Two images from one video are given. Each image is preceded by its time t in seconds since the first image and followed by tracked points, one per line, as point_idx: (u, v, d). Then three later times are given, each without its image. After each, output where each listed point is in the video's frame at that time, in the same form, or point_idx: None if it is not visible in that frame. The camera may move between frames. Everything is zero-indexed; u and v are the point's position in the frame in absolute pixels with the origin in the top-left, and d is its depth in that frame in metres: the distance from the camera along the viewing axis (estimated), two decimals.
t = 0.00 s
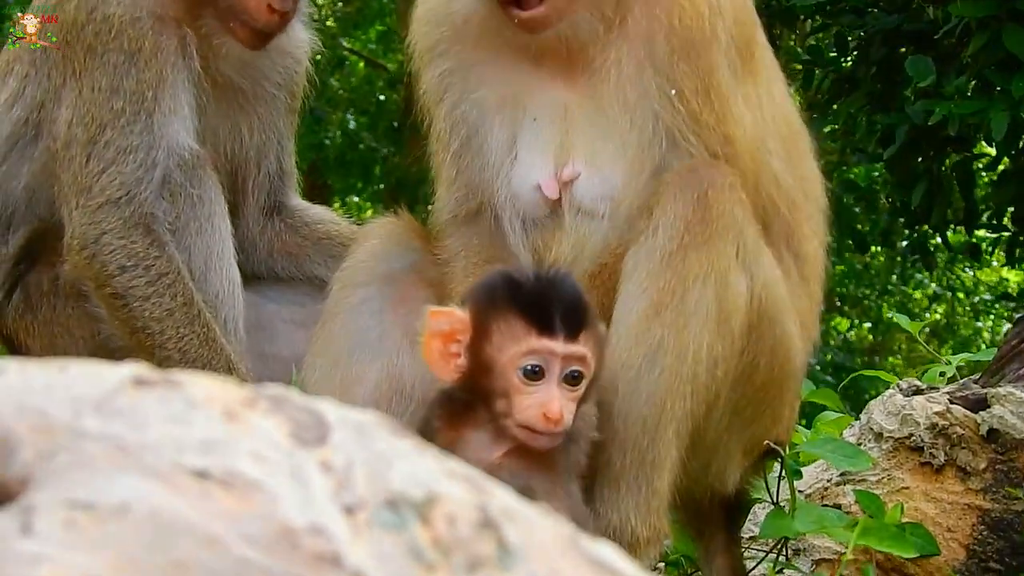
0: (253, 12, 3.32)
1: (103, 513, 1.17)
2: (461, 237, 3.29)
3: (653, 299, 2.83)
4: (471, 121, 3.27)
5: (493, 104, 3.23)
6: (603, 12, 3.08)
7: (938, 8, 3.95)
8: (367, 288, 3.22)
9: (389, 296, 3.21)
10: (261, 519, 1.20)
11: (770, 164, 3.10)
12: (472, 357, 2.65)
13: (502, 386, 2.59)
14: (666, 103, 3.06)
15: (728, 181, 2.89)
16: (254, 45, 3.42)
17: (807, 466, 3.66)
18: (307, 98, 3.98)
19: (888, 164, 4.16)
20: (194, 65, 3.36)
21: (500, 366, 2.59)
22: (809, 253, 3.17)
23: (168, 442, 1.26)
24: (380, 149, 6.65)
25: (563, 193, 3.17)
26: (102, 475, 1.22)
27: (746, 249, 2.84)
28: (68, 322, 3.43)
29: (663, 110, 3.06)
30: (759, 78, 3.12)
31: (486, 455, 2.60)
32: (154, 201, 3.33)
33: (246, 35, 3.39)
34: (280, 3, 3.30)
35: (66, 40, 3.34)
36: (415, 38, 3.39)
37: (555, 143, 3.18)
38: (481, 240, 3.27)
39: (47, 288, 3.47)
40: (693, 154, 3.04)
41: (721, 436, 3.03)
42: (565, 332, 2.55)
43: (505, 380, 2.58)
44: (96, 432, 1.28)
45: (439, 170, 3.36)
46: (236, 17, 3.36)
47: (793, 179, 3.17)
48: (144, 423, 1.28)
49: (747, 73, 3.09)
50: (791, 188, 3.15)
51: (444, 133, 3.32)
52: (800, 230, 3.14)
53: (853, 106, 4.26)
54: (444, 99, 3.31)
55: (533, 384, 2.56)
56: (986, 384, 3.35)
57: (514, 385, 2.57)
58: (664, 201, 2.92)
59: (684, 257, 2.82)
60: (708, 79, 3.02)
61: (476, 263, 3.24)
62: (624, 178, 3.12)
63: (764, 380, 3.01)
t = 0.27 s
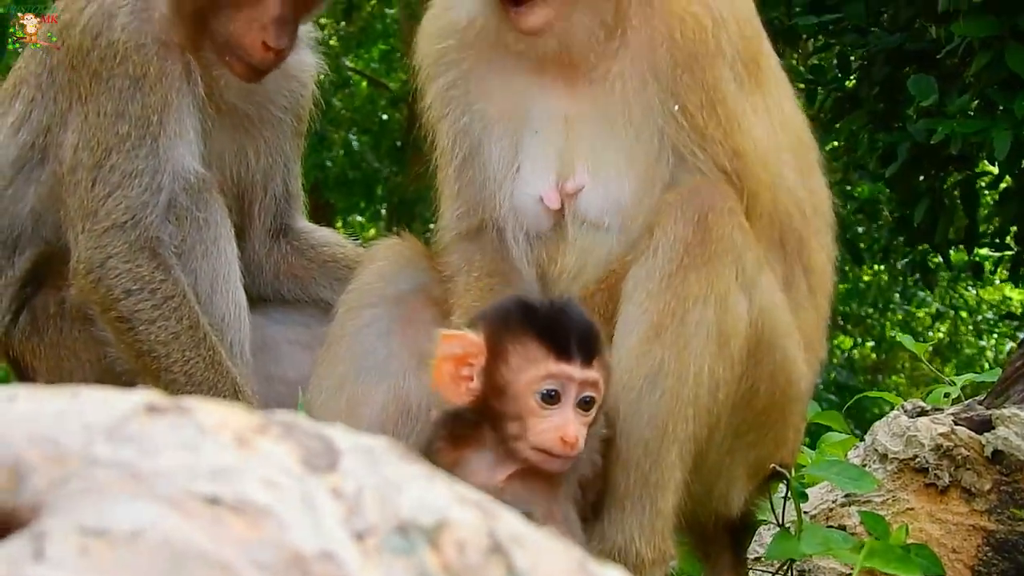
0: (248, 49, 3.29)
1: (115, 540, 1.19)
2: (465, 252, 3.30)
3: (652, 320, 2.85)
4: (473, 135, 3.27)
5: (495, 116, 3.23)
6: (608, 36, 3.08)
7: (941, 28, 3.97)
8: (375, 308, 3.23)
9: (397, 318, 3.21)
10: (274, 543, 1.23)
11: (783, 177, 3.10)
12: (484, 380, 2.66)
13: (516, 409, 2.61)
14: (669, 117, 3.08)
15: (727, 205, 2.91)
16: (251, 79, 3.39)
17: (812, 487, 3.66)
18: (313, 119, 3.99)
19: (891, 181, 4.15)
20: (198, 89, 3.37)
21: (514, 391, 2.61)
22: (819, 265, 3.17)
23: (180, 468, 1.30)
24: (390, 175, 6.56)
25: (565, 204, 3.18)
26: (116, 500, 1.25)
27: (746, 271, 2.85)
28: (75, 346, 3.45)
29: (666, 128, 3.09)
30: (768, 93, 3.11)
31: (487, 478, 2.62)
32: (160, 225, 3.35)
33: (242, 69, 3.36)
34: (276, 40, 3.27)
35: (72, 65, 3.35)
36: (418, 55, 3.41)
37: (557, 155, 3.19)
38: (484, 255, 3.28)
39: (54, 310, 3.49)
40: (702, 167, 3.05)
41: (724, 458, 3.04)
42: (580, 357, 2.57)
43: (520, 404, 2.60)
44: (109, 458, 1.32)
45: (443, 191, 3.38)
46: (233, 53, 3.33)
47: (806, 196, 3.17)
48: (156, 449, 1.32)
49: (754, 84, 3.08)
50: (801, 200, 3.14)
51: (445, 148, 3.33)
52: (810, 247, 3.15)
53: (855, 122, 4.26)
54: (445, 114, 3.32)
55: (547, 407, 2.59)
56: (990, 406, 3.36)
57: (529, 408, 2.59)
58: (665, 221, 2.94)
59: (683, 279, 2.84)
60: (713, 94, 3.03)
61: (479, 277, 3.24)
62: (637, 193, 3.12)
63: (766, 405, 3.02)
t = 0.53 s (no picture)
0: (250, 66, 3.33)
1: (118, 556, 1.20)
2: (468, 271, 3.30)
3: (653, 336, 2.84)
4: (471, 158, 3.30)
5: (493, 139, 3.26)
6: (608, 52, 3.10)
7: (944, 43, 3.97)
8: (379, 325, 3.25)
9: (400, 335, 3.23)
10: (277, 560, 1.24)
11: (780, 195, 3.12)
12: (487, 382, 2.61)
13: (522, 410, 2.58)
14: (667, 138, 3.10)
15: (728, 220, 2.92)
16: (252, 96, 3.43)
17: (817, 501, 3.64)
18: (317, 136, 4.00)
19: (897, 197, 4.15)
20: (201, 108, 3.39)
21: (520, 392, 2.58)
22: (817, 285, 3.17)
23: (183, 486, 1.31)
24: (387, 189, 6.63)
25: (565, 222, 3.19)
26: (119, 518, 1.26)
27: (748, 286, 2.86)
28: (80, 365, 3.48)
29: (666, 146, 3.10)
30: (764, 111, 3.13)
31: (488, 480, 2.58)
32: (164, 243, 3.36)
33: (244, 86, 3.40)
34: (278, 57, 3.33)
35: (75, 84, 3.38)
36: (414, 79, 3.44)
37: (555, 172, 3.20)
38: (487, 273, 3.28)
39: (58, 329, 3.51)
40: (701, 185, 3.07)
41: (728, 472, 3.04)
42: (585, 355, 2.55)
43: (526, 405, 2.57)
44: (112, 477, 1.33)
45: (443, 214, 3.40)
46: (234, 70, 3.37)
47: (805, 214, 3.19)
48: (159, 467, 1.33)
49: (751, 105, 3.11)
50: (800, 218, 3.15)
51: (444, 168, 3.36)
52: (809, 262, 3.15)
53: (861, 138, 4.21)
54: (442, 136, 3.35)
55: (554, 408, 2.56)
56: (994, 419, 3.38)
57: (535, 409, 2.56)
58: (666, 237, 2.93)
59: (684, 294, 2.84)
60: (711, 113, 3.06)
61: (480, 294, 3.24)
62: (636, 214, 3.15)
63: (769, 419, 3.02)
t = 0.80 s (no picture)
0: (266, 62, 3.33)
1: (125, 561, 1.20)
2: (470, 283, 3.33)
3: (664, 346, 2.89)
4: (471, 165, 3.30)
5: (492, 144, 3.26)
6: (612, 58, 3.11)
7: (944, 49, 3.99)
8: (381, 333, 3.26)
9: (402, 343, 3.24)
10: (283, 564, 1.25)
11: (768, 203, 3.14)
12: (497, 369, 2.64)
13: (533, 398, 2.60)
14: (661, 143, 3.12)
15: (735, 224, 2.94)
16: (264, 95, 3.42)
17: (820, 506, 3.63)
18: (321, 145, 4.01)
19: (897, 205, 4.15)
20: (205, 115, 3.39)
21: (531, 379, 2.60)
22: (810, 290, 3.22)
23: (189, 492, 1.31)
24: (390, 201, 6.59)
25: (564, 231, 3.20)
26: (126, 523, 1.27)
27: (756, 291, 2.90)
28: (84, 373, 3.47)
29: (657, 154, 3.13)
30: (757, 122, 3.17)
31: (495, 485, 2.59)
32: (169, 251, 3.37)
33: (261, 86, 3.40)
34: (294, 52, 3.31)
35: (79, 92, 3.39)
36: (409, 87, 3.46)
37: (553, 179, 3.21)
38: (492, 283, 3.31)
39: (62, 337, 3.51)
40: (691, 193, 3.10)
41: (739, 477, 3.07)
42: (597, 344, 2.60)
43: (537, 393, 2.59)
44: (118, 484, 1.33)
45: (442, 220, 3.39)
46: (249, 67, 3.36)
47: (794, 224, 3.22)
48: (165, 473, 1.34)
49: (745, 115, 3.14)
50: (790, 230, 3.20)
51: (441, 174, 3.37)
52: (803, 274, 3.21)
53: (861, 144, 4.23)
54: (442, 143, 3.35)
55: (565, 395, 2.59)
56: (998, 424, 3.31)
57: (547, 397, 2.59)
58: (673, 246, 2.97)
59: (693, 301, 2.88)
60: (706, 122, 3.09)
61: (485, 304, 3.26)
62: (626, 223, 3.16)
63: (778, 421, 3.05)
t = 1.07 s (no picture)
0: (267, 63, 3.33)
1: (124, 564, 1.21)
2: (472, 286, 3.34)
3: (663, 346, 2.88)
4: (474, 166, 3.30)
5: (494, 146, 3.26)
6: (614, 60, 3.12)
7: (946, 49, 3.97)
8: (382, 335, 3.26)
9: (402, 344, 3.25)
10: (281, 566, 1.25)
11: (764, 208, 3.16)
12: (511, 370, 2.65)
13: (548, 400, 2.60)
14: (663, 150, 3.12)
15: (732, 224, 2.94)
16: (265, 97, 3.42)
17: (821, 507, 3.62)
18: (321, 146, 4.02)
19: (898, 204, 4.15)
20: (206, 117, 3.40)
21: (547, 381, 2.60)
22: (810, 291, 3.22)
23: (187, 493, 1.32)
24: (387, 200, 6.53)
25: (566, 234, 3.20)
26: (124, 526, 1.27)
27: (755, 291, 2.91)
28: (85, 376, 3.49)
29: (662, 161, 3.12)
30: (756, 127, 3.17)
31: (491, 486, 2.59)
32: (169, 253, 3.38)
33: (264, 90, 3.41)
34: (295, 54, 3.32)
35: (80, 94, 3.39)
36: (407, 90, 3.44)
37: (556, 182, 3.22)
38: (494, 285, 3.32)
39: (62, 339, 3.53)
40: (688, 198, 3.08)
41: (739, 478, 3.06)
42: (613, 346, 2.59)
43: (552, 395, 2.60)
44: (116, 485, 1.34)
45: (443, 228, 3.40)
46: (250, 69, 3.37)
47: (791, 228, 3.22)
48: (163, 475, 1.34)
49: (745, 122, 3.15)
50: (789, 234, 3.21)
51: (442, 178, 3.37)
52: (804, 278, 3.22)
53: (863, 144, 4.22)
54: (444, 144, 3.36)
55: (581, 398, 2.59)
56: (999, 423, 3.32)
57: (562, 399, 2.59)
58: (670, 247, 2.97)
59: (692, 302, 2.88)
60: (708, 127, 3.08)
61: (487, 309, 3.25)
62: (624, 227, 3.17)
63: (778, 420, 3.04)
